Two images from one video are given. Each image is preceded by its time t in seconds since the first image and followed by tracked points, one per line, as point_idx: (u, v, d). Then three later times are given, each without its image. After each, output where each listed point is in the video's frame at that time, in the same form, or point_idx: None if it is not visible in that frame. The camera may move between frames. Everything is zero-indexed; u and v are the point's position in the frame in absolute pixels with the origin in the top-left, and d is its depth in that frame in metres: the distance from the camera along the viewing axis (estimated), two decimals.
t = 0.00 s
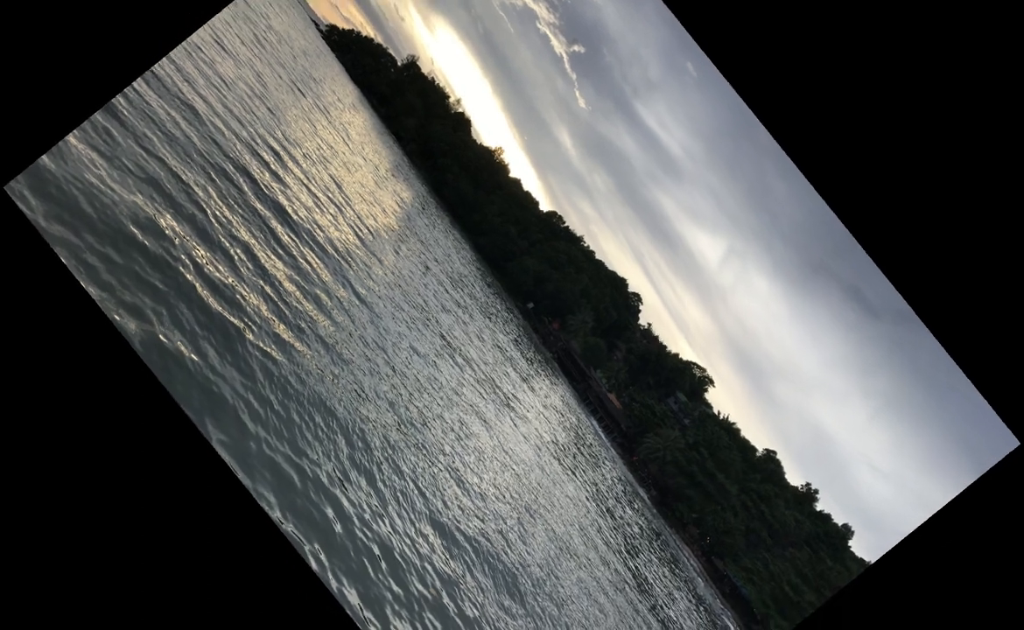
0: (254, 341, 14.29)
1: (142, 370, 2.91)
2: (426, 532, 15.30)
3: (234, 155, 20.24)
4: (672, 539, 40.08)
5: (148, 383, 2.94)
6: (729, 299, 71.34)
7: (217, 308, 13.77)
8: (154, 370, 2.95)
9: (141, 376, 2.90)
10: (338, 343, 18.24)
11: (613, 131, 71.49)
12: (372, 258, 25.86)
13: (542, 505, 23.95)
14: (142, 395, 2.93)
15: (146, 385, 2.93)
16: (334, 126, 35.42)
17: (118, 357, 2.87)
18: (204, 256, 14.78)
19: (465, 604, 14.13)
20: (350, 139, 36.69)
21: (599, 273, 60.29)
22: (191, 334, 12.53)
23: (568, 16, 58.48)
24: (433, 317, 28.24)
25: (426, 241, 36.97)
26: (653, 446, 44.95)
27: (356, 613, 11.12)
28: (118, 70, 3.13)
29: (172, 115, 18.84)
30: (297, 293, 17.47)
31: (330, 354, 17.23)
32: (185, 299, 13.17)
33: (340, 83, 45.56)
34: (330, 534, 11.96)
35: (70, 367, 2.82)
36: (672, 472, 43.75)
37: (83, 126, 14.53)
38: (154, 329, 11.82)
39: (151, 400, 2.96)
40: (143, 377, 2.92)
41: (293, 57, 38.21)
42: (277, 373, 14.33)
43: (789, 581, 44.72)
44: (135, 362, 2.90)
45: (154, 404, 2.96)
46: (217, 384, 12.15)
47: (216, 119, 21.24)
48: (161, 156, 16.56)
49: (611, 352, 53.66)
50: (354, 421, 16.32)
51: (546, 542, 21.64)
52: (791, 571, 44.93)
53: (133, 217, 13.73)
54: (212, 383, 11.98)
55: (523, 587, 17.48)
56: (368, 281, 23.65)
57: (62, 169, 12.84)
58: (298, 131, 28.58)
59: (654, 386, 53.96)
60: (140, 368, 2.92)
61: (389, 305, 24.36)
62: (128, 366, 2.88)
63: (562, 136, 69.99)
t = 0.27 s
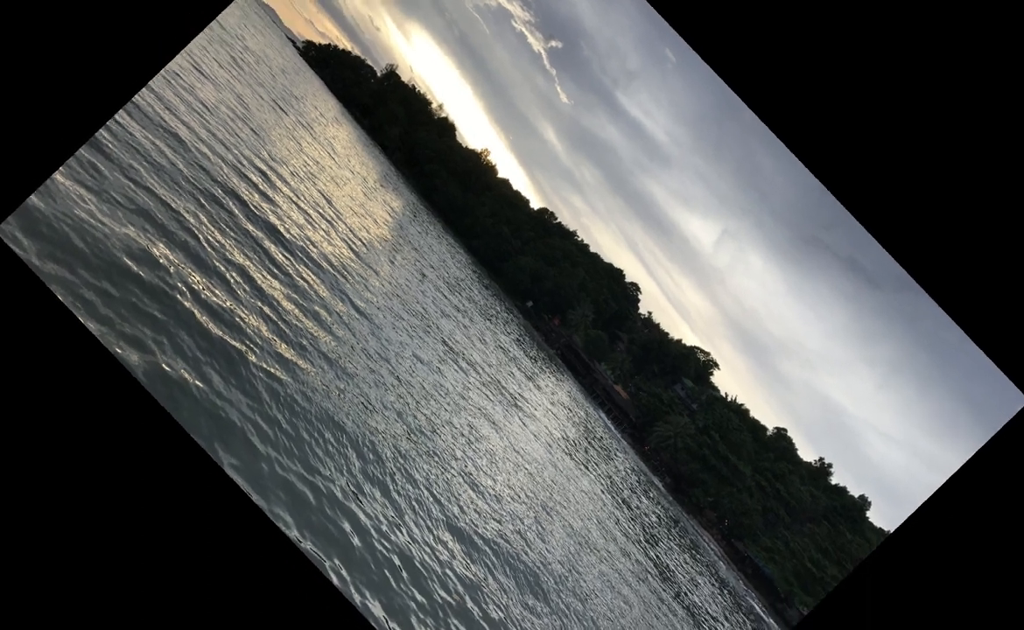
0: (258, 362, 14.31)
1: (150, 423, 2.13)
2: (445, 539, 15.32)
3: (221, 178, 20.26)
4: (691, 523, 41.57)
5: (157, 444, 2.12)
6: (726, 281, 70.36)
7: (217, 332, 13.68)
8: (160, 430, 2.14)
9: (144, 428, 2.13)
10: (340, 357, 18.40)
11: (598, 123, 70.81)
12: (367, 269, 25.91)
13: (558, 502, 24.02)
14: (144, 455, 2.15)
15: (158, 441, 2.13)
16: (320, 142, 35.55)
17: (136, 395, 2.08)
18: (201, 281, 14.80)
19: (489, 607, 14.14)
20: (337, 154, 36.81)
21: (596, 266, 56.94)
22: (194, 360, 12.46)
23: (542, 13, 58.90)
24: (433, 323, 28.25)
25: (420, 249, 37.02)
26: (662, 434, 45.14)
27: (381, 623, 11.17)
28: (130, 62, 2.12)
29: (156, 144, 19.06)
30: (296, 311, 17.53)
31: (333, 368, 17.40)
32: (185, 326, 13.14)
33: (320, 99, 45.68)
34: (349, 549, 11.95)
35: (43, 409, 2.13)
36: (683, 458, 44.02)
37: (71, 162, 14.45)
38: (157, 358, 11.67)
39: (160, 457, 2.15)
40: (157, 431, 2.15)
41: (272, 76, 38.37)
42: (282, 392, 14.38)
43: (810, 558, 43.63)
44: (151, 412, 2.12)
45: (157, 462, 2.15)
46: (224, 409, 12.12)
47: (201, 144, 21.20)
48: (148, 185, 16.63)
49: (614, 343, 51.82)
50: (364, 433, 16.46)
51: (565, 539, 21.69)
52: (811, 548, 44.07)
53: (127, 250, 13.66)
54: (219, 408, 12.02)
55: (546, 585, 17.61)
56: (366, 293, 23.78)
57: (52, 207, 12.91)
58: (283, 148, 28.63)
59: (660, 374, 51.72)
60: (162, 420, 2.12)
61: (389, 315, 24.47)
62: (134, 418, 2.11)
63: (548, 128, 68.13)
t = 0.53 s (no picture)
0: (262, 383, 14.40)
1: (130, 511, 1.80)
2: (463, 542, 15.45)
3: (212, 203, 20.26)
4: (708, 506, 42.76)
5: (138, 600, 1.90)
6: (726, 263, 65.75)
7: (218, 356, 13.68)
8: (149, 587, 1.86)
9: (129, 512, 1.80)
10: (345, 372, 18.59)
11: (582, 116, 66.08)
12: (363, 280, 26.06)
13: (574, 497, 24.15)
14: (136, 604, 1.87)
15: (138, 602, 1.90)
16: (308, 160, 35.67)
17: (124, 474, 1.78)
18: (199, 306, 14.79)
19: (514, 608, 14.25)
20: (326, 171, 36.92)
21: (592, 259, 55.16)
22: (199, 386, 12.45)
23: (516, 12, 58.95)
24: (434, 329, 28.34)
25: (415, 256, 37.12)
26: (673, 420, 45.94)
27: None
28: (121, 84, 1.57)
29: (143, 174, 18.98)
30: (296, 329, 17.60)
31: (337, 382, 17.62)
32: (187, 353, 13.10)
33: (304, 118, 45.79)
34: (369, 562, 11.97)
35: (40, 487, 1.81)
36: (694, 443, 44.49)
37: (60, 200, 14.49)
38: (161, 388, 11.75)
39: (141, 596, 1.87)
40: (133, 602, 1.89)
41: (254, 97, 38.57)
42: (290, 411, 14.48)
43: (830, 532, 42.94)
44: (143, 558, 1.85)
45: (141, 602, 1.87)
46: (233, 433, 12.14)
47: (188, 171, 21.21)
48: (140, 217, 16.67)
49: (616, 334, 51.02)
50: (372, 445, 16.79)
51: (584, 533, 21.89)
52: (830, 522, 43.12)
53: (122, 282, 13.51)
54: (228, 433, 12.01)
55: (568, 581, 17.99)
56: (365, 305, 23.87)
57: (45, 246, 12.77)
58: (270, 168, 28.73)
59: (665, 361, 51.28)
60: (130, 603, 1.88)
61: (390, 325, 24.57)
62: (119, 502, 1.79)
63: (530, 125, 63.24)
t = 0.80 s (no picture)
0: (269, 403, 14.54)
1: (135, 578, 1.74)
2: (483, 545, 15.51)
3: (205, 229, 20.33)
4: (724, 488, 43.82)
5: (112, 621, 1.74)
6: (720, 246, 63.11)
7: (224, 380, 13.66)
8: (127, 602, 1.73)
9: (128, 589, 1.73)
10: (351, 386, 18.68)
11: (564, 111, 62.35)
12: (361, 293, 26.12)
13: (589, 491, 24.23)
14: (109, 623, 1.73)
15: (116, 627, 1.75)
16: (296, 178, 35.73)
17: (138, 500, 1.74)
18: (200, 333, 14.85)
19: (538, 607, 14.36)
20: (315, 187, 36.96)
21: (588, 253, 55.36)
22: (206, 412, 12.51)
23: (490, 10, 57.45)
24: (436, 335, 28.40)
25: (410, 265, 37.21)
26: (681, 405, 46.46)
27: None
28: (126, 86, 1.37)
29: (132, 205, 18.86)
30: (298, 346, 17.61)
31: (344, 396, 17.74)
32: (191, 379, 13.11)
33: (289, 136, 45.78)
34: (390, 573, 11.99)
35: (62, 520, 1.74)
36: (703, 427, 44.77)
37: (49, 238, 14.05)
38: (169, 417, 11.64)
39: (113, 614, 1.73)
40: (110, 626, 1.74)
41: (236, 119, 38.56)
42: (299, 429, 14.59)
43: (847, 505, 40.83)
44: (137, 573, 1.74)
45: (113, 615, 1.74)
46: (244, 457, 12.15)
47: (177, 198, 21.22)
48: (134, 249, 16.64)
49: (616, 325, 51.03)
50: (383, 456, 16.96)
51: (602, 526, 22.05)
52: (846, 495, 41.19)
53: (121, 314, 13.44)
54: (239, 457, 12.04)
55: (590, 575, 18.22)
56: (365, 317, 23.91)
57: (40, 285, 12.40)
58: (259, 188, 28.85)
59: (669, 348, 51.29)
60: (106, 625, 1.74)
61: (391, 335, 24.51)
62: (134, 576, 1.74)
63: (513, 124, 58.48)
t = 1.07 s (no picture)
0: (277, 424, 14.53)
1: (152, 587, 1.67)
2: (502, 547, 15.55)
3: (199, 255, 20.41)
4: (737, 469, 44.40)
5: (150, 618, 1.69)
6: (714, 229, 61.27)
7: (229, 404, 13.71)
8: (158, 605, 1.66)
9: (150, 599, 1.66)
10: (357, 398, 18.78)
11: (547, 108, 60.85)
12: (360, 305, 26.18)
13: (604, 483, 24.27)
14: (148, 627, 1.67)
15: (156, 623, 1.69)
16: (286, 196, 35.77)
17: (153, 531, 1.72)
18: (202, 358, 14.94)
19: (563, 603, 14.37)
20: (305, 204, 36.93)
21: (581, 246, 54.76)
22: (215, 437, 12.52)
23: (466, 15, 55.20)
24: (439, 342, 28.43)
25: (407, 273, 37.32)
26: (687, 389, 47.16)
27: None
28: (129, 90, 1.42)
29: (126, 238, 18.79)
30: (301, 364, 17.67)
31: (351, 410, 17.87)
32: (198, 406, 13.14)
33: (275, 156, 45.86)
34: (411, 583, 11.99)
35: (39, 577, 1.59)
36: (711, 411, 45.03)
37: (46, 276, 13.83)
38: (178, 445, 11.63)
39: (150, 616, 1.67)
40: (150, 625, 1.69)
41: (221, 143, 38.62)
42: (309, 446, 14.66)
43: (862, 476, 39.74)
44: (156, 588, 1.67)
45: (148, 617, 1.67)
46: (257, 479, 12.18)
47: (169, 227, 21.24)
48: (130, 279, 16.61)
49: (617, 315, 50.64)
50: (395, 466, 17.08)
51: (620, 518, 22.17)
52: (861, 465, 40.00)
53: (124, 346, 13.48)
54: (252, 479, 12.07)
55: (611, 568, 18.33)
56: (366, 329, 23.91)
57: (40, 324, 12.15)
58: (250, 210, 28.96)
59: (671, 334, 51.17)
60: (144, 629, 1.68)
61: (393, 345, 24.52)
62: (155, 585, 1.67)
63: (498, 127, 56.79)
